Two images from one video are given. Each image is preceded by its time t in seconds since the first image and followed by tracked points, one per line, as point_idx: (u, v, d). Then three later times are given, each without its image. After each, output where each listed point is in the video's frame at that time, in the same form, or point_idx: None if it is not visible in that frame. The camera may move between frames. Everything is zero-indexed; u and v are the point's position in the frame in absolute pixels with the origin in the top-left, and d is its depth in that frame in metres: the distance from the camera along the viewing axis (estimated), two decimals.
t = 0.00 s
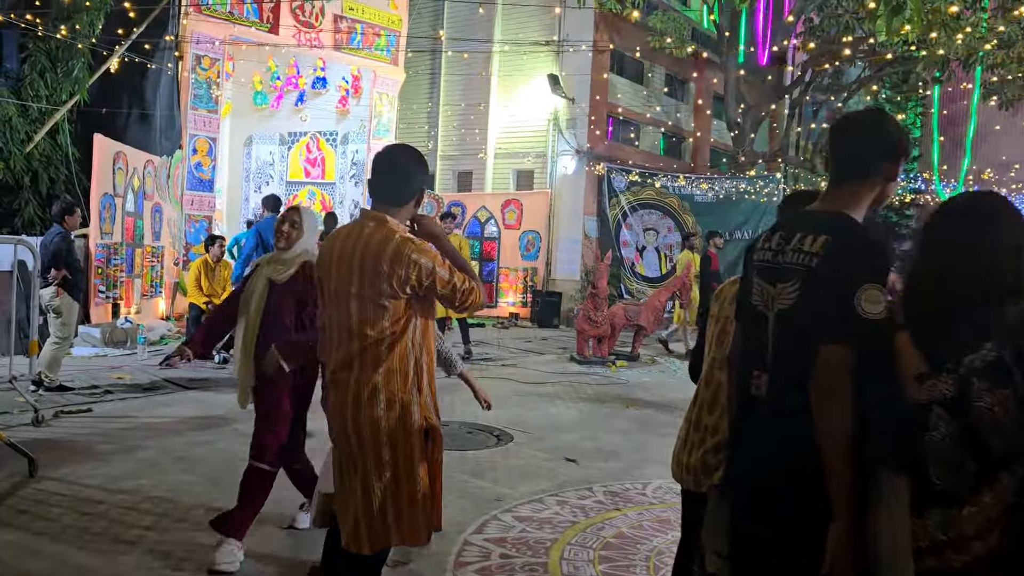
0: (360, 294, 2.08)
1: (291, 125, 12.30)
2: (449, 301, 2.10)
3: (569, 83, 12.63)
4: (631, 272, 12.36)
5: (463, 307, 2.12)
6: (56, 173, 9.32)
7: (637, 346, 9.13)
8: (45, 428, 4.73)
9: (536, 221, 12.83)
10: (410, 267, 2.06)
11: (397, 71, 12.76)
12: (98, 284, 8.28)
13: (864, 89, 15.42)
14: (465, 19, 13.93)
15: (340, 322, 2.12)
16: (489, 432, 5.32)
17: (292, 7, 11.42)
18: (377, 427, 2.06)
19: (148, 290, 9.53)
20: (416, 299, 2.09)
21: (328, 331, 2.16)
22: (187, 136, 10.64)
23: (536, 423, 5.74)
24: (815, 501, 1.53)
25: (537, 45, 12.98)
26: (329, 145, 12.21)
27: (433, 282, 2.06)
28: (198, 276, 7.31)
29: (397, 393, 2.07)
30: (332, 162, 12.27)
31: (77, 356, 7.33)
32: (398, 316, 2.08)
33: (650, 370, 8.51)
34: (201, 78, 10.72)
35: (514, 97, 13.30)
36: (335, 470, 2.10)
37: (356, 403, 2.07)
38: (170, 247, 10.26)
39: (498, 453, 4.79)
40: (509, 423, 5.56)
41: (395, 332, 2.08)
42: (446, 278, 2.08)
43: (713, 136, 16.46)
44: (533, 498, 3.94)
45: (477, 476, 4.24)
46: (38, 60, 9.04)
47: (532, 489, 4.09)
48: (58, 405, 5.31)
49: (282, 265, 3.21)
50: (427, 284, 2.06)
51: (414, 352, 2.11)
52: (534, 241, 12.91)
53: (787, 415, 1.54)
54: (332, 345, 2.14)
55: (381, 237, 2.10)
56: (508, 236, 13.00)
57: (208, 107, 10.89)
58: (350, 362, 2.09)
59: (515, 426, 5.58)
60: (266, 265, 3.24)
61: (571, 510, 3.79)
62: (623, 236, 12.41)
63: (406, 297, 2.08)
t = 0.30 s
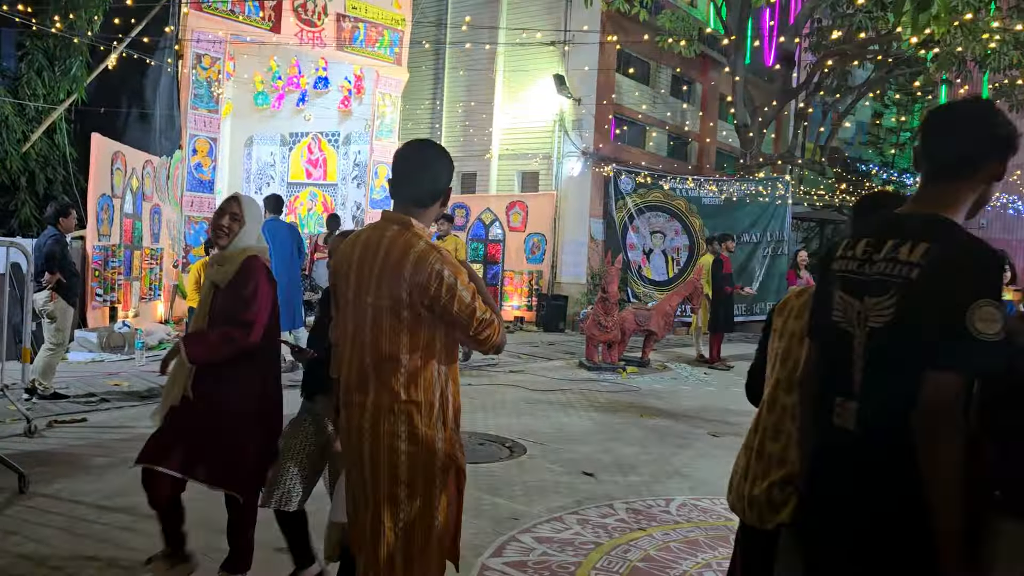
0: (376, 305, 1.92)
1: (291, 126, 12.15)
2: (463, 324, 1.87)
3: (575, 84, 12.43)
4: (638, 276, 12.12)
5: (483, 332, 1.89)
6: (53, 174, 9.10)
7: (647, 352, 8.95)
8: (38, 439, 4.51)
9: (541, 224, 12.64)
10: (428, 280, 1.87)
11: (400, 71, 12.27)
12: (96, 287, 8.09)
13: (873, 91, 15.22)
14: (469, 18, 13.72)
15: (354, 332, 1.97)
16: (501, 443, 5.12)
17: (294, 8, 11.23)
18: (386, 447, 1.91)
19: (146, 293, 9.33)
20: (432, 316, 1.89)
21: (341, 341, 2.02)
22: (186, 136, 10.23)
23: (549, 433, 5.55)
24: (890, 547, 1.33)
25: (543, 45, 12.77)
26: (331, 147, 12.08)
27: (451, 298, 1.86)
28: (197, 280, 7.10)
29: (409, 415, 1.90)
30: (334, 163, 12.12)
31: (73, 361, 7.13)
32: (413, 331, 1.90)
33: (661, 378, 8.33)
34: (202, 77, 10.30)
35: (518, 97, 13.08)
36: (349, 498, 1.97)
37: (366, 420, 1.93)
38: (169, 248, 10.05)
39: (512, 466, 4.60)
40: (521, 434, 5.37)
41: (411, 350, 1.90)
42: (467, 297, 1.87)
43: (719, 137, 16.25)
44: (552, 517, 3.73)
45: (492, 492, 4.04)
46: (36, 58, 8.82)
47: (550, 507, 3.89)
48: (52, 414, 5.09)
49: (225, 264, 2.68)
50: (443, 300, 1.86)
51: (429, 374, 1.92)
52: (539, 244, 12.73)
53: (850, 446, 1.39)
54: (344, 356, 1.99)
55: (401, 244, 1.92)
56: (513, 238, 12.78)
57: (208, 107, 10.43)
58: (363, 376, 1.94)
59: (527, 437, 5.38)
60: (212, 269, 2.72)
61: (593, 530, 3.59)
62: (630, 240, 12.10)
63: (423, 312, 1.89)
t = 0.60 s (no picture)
0: (378, 301, 1.85)
1: (280, 124, 11.86)
2: (445, 342, 1.74)
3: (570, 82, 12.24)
4: (633, 278, 11.87)
5: (472, 353, 1.75)
6: (36, 172, 8.82)
7: (646, 354, 8.77)
8: (16, 449, 4.24)
9: (534, 223, 12.46)
10: (427, 282, 1.77)
11: (391, 69, 12.17)
12: (78, 288, 7.81)
13: (867, 91, 15.14)
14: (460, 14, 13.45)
15: (358, 326, 1.91)
16: (504, 450, 4.92)
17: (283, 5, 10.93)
18: (372, 453, 1.85)
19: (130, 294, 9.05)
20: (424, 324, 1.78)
21: (347, 333, 1.95)
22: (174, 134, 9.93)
23: (552, 439, 5.36)
24: (924, 558, 1.31)
25: (536, 42, 12.56)
26: (320, 145, 11.73)
27: (446, 307, 1.74)
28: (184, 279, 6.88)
29: (397, 423, 1.82)
30: (323, 162, 11.77)
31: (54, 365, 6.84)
32: (407, 335, 1.81)
33: (659, 381, 8.15)
34: (189, 74, 10.03)
35: (511, 95, 12.86)
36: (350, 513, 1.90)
37: (360, 419, 1.88)
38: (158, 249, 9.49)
39: (517, 475, 4.40)
40: (523, 441, 5.17)
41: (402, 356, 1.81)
42: (461, 310, 1.74)
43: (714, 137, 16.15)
44: (563, 532, 3.53)
45: (497, 505, 3.83)
46: (18, 53, 8.48)
47: (561, 521, 3.68)
48: (31, 421, 4.82)
49: (132, 263, 2.10)
50: (437, 306, 1.75)
51: (419, 384, 1.81)
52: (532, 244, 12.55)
53: (930, 454, 1.32)
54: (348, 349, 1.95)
55: (414, 238, 1.83)
56: (507, 239, 12.50)
57: (195, 104, 10.13)
58: (362, 374, 1.89)
59: (530, 443, 5.18)
60: (114, 272, 2.13)
61: (606, 545, 3.39)
62: (624, 240, 11.89)
63: (416, 316, 1.80)
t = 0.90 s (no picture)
0: (371, 308, 1.66)
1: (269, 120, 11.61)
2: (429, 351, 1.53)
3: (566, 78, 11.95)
4: (629, 276, 11.73)
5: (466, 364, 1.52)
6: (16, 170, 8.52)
7: (645, 354, 8.59)
8: None
9: (529, 221, 12.24)
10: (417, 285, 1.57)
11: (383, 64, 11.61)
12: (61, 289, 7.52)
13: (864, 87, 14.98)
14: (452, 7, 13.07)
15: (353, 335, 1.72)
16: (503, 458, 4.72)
17: None
18: (367, 478, 1.66)
19: (115, 295, 8.80)
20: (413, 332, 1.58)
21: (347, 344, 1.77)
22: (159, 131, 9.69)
23: (553, 445, 5.15)
24: None
25: (530, 36, 12.24)
26: (310, 143, 11.50)
27: (436, 311, 1.53)
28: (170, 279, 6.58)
29: (392, 444, 1.62)
30: (314, 159, 11.54)
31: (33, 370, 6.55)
32: (398, 344, 1.60)
33: (659, 382, 7.96)
34: (175, 69, 9.75)
35: (504, 91, 12.49)
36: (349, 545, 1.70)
37: (356, 439, 1.69)
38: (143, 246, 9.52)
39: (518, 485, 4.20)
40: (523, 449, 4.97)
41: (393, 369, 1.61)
42: (453, 313, 1.52)
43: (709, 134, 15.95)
44: (570, 547, 3.34)
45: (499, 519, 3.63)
46: None
47: (567, 535, 3.48)
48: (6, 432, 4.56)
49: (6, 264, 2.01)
50: (428, 310, 1.54)
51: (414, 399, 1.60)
52: (526, 242, 12.35)
53: None
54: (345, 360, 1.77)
55: (410, 235, 1.63)
56: (500, 237, 12.42)
57: (182, 100, 9.96)
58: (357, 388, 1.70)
59: (530, 450, 4.98)
60: None
61: (616, 562, 3.20)
62: (619, 238, 11.66)
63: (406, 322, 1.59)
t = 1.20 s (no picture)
0: (386, 316, 1.41)
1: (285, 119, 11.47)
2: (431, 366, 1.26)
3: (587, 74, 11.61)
4: (652, 276, 11.44)
5: (471, 384, 1.25)
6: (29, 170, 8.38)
7: (671, 357, 8.32)
8: None
9: (549, 221, 11.98)
10: (424, 287, 1.31)
11: (399, 61, 11.26)
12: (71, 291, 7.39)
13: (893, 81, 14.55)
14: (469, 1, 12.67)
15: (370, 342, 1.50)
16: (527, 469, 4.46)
17: None
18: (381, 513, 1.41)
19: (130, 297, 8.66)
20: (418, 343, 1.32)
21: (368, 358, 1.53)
22: (172, 129, 9.56)
23: (579, 454, 4.89)
24: None
25: (548, 30, 11.87)
26: (326, 141, 11.31)
27: (442, 317, 1.27)
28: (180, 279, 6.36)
29: (403, 475, 1.37)
30: (329, 159, 11.36)
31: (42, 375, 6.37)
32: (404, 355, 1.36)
33: (686, 386, 7.68)
34: (188, 65, 9.51)
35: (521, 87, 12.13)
36: None
37: (370, 468, 1.45)
38: (155, 249, 9.37)
39: (543, 498, 3.95)
40: (548, 458, 4.71)
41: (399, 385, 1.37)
42: (460, 321, 1.26)
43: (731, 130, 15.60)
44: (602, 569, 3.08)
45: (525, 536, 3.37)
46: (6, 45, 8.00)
47: (598, 555, 3.22)
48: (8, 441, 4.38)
49: None
50: (433, 318, 1.28)
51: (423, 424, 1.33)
52: (547, 242, 12.08)
53: None
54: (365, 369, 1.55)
55: (426, 228, 1.39)
56: (519, 236, 12.11)
57: (194, 98, 9.75)
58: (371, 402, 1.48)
59: (555, 460, 4.72)
60: None
61: None
62: (642, 236, 11.39)
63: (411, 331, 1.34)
